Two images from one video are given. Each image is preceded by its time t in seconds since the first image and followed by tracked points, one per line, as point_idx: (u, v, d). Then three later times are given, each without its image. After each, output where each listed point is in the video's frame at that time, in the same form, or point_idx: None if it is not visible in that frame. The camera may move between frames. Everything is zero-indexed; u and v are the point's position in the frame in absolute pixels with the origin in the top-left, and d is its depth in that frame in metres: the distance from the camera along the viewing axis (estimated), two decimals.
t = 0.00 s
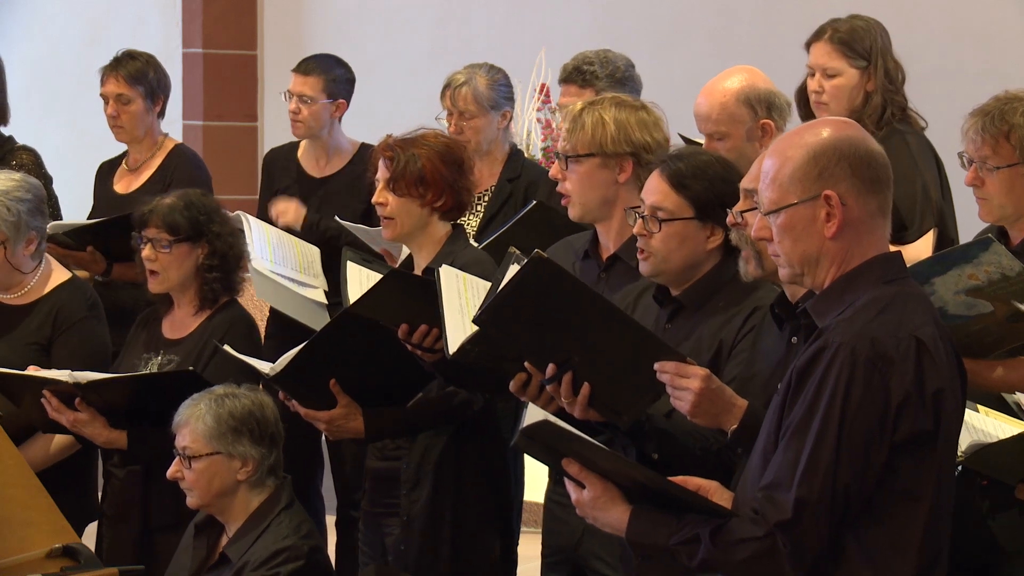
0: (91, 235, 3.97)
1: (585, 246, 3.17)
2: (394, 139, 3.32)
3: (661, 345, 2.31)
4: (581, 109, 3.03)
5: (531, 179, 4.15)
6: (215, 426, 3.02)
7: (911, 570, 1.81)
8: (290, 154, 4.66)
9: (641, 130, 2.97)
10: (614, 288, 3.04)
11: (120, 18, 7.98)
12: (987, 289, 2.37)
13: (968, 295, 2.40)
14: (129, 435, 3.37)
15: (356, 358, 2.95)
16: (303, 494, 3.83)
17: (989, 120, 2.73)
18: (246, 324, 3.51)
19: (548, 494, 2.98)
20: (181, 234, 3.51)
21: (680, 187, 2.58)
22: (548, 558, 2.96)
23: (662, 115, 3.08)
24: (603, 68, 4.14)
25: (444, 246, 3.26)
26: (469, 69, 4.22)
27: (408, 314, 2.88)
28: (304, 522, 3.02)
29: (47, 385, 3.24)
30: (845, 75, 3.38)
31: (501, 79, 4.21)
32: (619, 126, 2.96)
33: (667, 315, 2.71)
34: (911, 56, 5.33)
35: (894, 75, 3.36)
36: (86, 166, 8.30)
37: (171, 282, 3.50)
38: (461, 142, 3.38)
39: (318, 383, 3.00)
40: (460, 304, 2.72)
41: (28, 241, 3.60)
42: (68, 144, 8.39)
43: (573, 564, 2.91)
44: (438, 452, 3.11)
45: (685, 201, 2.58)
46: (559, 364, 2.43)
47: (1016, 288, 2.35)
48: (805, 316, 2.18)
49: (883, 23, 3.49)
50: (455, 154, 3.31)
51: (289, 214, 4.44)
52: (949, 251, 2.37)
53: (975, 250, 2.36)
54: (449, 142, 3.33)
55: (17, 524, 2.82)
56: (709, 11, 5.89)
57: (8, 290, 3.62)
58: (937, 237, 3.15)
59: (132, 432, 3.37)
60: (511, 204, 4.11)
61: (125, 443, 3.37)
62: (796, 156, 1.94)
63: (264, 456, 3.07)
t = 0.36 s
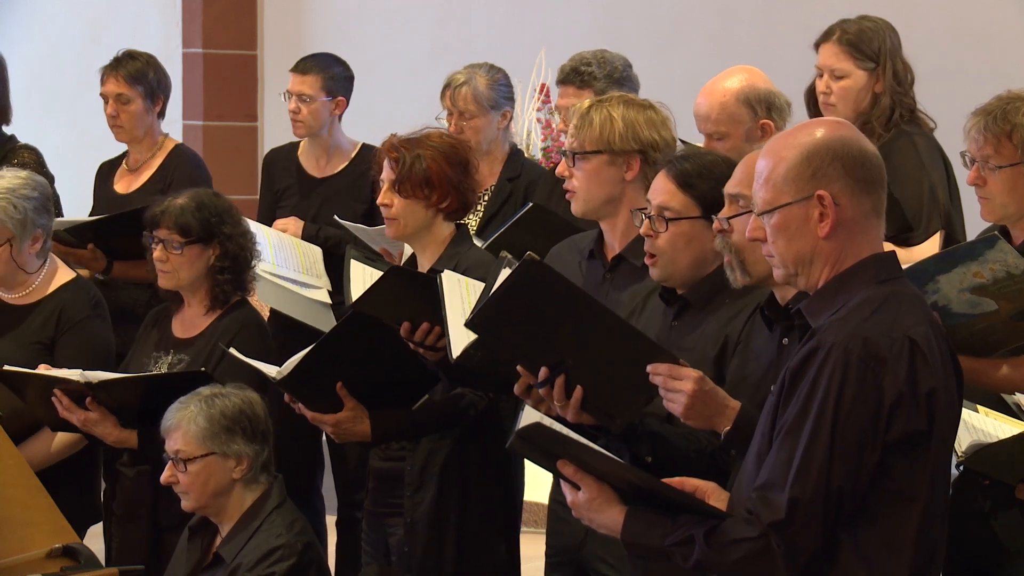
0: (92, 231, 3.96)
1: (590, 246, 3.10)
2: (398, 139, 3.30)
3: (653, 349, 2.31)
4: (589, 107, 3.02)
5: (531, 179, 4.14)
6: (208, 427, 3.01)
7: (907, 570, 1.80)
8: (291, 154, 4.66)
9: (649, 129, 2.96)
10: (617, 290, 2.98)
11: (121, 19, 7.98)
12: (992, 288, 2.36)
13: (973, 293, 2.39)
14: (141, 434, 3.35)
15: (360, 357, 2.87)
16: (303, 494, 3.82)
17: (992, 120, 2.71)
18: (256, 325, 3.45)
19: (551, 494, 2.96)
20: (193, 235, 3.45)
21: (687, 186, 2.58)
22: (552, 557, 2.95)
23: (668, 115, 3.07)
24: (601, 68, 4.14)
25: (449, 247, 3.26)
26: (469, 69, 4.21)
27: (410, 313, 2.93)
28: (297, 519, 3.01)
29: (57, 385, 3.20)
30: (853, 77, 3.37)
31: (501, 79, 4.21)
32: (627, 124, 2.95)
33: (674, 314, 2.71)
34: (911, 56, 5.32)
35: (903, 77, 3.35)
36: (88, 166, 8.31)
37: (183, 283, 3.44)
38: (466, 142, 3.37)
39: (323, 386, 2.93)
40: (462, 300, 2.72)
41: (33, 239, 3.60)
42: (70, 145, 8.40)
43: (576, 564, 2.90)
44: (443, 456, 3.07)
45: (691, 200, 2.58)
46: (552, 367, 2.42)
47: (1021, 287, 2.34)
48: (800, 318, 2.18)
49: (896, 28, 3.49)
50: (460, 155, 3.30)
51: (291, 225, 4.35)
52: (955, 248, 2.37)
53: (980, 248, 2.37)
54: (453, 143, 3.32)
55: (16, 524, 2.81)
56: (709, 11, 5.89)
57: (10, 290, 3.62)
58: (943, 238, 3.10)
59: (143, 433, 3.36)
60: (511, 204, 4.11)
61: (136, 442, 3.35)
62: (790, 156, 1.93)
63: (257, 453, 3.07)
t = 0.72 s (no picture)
0: (92, 230, 3.95)
1: (596, 245, 3.09)
2: (403, 138, 3.30)
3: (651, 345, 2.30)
4: (593, 105, 3.02)
5: (531, 180, 4.12)
6: (200, 428, 3.00)
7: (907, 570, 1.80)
8: (291, 154, 4.66)
9: (653, 127, 2.96)
10: (624, 290, 2.97)
11: (121, 19, 7.98)
12: (994, 290, 2.36)
13: (975, 295, 2.39)
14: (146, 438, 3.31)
15: (363, 358, 2.86)
16: (305, 495, 3.82)
17: (994, 121, 2.70)
18: (261, 326, 3.41)
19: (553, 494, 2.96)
20: (200, 237, 3.41)
21: (688, 181, 2.58)
22: (556, 557, 2.94)
23: (674, 115, 3.07)
24: (599, 69, 4.14)
25: (448, 247, 3.25)
26: (468, 69, 4.21)
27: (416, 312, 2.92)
28: (290, 517, 3.02)
29: (63, 385, 3.17)
30: (859, 78, 3.36)
31: (500, 79, 4.20)
32: (631, 121, 2.94)
33: (679, 310, 2.69)
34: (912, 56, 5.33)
35: (911, 80, 3.34)
36: (88, 167, 8.31)
37: (187, 285, 3.41)
38: (470, 143, 3.36)
39: (328, 394, 2.93)
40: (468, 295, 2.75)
41: (43, 238, 3.61)
42: (70, 145, 8.40)
43: (580, 565, 2.89)
44: (448, 458, 3.05)
45: (694, 195, 2.58)
46: (548, 370, 2.42)
47: None
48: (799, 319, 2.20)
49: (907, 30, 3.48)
50: (464, 157, 3.29)
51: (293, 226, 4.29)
52: (957, 251, 2.35)
53: (982, 251, 2.33)
54: (457, 143, 3.32)
55: (17, 524, 2.81)
56: (709, 11, 5.89)
57: (16, 287, 3.61)
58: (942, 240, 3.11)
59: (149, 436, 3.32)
60: (511, 205, 4.10)
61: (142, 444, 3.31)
62: (787, 157, 1.92)
63: (249, 452, 3.07)
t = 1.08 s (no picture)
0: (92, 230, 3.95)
1: (600, 245, 3.09)
2: (396, 143, 3.29)
3: (650, 343, 2.30)
4: (599, 103, 3.02)
5: (531, 180, 4.13)
6: (188, 433, 2.99)
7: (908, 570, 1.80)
8: (291, 154, 4.66)
9: (661, 125, 2.97)
10: (627, 287, 2.96)
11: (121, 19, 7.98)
12: (995, 289, 2.36)
13: (976, 294, 2.39)
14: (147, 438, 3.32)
15: (363, 357, 2.87)
16: (306, 494, 3.82)
17: (995, 120, 2.70)
18: (261, 324, 3.41)
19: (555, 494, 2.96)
20: (200, 237, 3.40)
21: (692, 175, 2.58)
22: (558, 557, 2.94)
23: (679, 114, 3.07)
24: (601, 68, 4.13)
25: (450, 248, 3.25)
26: (468, 69, 4.21)
27: (417, 309, 2.86)
28: (289, 516, 3.02)
29: (61, 384, 3.17)
30: (864, 79, 3.35)
31: (500, 79, 4.20)
32: (639, 118, 2.95)
33: (682, 306, 2.70)
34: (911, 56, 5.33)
35: (918, 83, 3.34)
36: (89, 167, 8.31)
37: (187, 285, 3.41)
38: (465, 142, 3.37)
39: (327, 392, 2.94)
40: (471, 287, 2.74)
41: (46, 242, 3.60)
42: (71, 145, 8.40)
43: (583, 564, 2.89)
44: (449, 458, 3.05)
45: (697, 189, 2.58)
46: (549, 364, 2.41)
47: None
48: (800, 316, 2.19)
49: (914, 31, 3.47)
50: (460, 156, 3.29)
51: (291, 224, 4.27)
52: (958, 249, 2.36)
53: (984, 248, 2.35)
54: (452, 143, 3.32)
55: (16, 525, 2.81)
56: (710, 11, 5.89)
57: (23, 291, 3.62)
58: (940, 240, 3.16)
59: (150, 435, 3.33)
60: (510, 205, 4.10)
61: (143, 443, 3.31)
62: (791, 156, 1.92)
63: (241, 452, 3.06)
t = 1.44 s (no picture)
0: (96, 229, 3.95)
1: (601, 245, 3.09)
2: (397, 143, 3.29)
3: (655, 340, 2.30)
4: (602, 101, 3.02)
5: (531, 181, 4.13)
6: (179, 439, 2.99)
7: (911, 569, 1.80)
8: (291, 154, 4.66)
9: (662, 126, 2.97)
10: (629, 287, 2.97)
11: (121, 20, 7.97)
12: (994, 289, 2.36)
13: (974, 294, 2.39)
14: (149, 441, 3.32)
15: (361, 357, 2.86)
16: (307, 494, 3.82)
17: (992, 121, 2.71)
18: (261, 325, 3.41)
19: (557, 494, 2.95)
20: (197, 240, 3.40)
21: (693, 171, 2.59)
22: (559, 557, 2.94)
23: (681, 117, 3.08)
24: (608, 68, 4.14)
25: (451, 249, 3.26)
26: (468, 69, 4.21)
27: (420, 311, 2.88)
28: (287, 517, 3.02)
29: (65, 388, 3.17)
30: (862, 80, 3.36)
31: (501, 80, 4.21)
32: (641, 118, 2.95)
33: (685, 305, 2.71)
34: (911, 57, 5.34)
35: (914, 81, 3.34)
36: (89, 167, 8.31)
37: (186, 287, 3.41)
38: (465, 143, 3.37)
39: (328, 388, 2.94)
40: (471, 288, 2.72)
41: (39, 246, 3.58)
42: (71, 145, 8.39)
43: (584, 563, 2.89)
44: (450, 458, 3.05)
45: (699, 184, 2.58)
46: (553, 362, 2.41)
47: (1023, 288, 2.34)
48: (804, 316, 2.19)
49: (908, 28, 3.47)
50: (460, 156, 3.29)
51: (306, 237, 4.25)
52: (957, 248, 2.37)
53: (982, 249, 2.36)
54: (452, 143, 3.32)
55: (17, 525, 2.80)
56: (710, 11, 5.90)
57: (18, 294, 3.61)
58: (939, 240, 3.11)
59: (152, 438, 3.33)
60: (511, 206, 4.10)
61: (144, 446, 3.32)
62: (796, 156, 1.93)
63: (234, 454, 3.05)
